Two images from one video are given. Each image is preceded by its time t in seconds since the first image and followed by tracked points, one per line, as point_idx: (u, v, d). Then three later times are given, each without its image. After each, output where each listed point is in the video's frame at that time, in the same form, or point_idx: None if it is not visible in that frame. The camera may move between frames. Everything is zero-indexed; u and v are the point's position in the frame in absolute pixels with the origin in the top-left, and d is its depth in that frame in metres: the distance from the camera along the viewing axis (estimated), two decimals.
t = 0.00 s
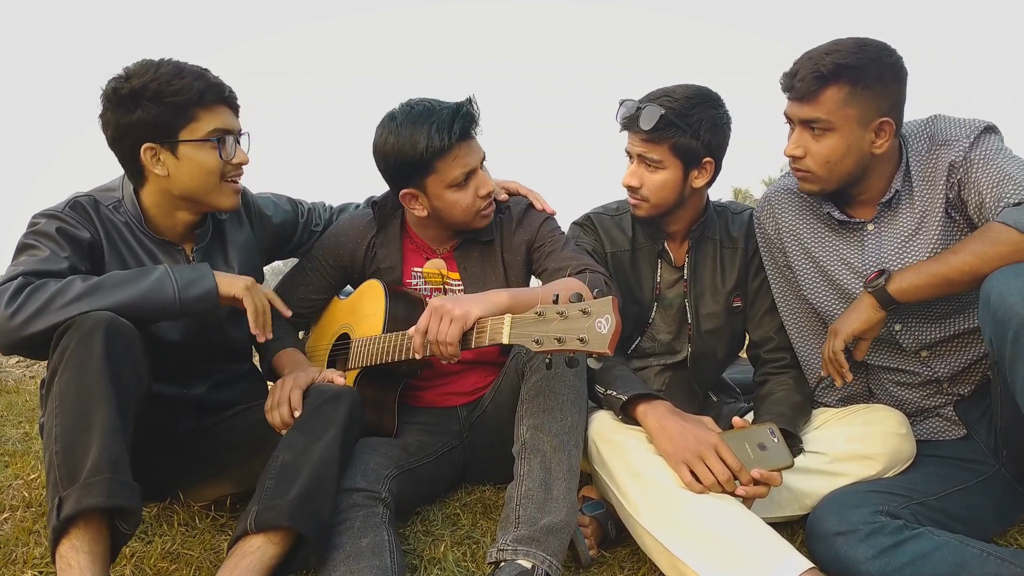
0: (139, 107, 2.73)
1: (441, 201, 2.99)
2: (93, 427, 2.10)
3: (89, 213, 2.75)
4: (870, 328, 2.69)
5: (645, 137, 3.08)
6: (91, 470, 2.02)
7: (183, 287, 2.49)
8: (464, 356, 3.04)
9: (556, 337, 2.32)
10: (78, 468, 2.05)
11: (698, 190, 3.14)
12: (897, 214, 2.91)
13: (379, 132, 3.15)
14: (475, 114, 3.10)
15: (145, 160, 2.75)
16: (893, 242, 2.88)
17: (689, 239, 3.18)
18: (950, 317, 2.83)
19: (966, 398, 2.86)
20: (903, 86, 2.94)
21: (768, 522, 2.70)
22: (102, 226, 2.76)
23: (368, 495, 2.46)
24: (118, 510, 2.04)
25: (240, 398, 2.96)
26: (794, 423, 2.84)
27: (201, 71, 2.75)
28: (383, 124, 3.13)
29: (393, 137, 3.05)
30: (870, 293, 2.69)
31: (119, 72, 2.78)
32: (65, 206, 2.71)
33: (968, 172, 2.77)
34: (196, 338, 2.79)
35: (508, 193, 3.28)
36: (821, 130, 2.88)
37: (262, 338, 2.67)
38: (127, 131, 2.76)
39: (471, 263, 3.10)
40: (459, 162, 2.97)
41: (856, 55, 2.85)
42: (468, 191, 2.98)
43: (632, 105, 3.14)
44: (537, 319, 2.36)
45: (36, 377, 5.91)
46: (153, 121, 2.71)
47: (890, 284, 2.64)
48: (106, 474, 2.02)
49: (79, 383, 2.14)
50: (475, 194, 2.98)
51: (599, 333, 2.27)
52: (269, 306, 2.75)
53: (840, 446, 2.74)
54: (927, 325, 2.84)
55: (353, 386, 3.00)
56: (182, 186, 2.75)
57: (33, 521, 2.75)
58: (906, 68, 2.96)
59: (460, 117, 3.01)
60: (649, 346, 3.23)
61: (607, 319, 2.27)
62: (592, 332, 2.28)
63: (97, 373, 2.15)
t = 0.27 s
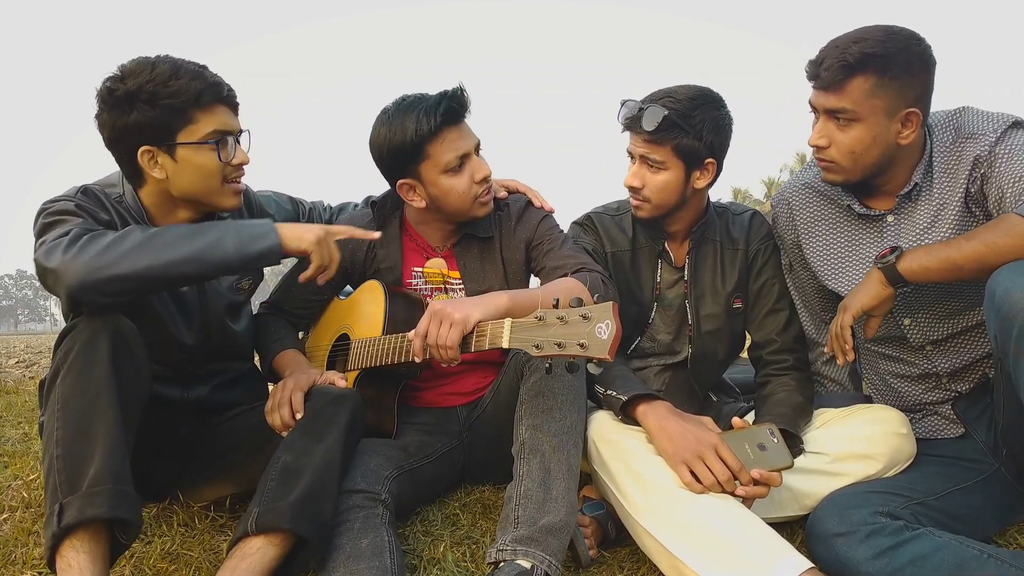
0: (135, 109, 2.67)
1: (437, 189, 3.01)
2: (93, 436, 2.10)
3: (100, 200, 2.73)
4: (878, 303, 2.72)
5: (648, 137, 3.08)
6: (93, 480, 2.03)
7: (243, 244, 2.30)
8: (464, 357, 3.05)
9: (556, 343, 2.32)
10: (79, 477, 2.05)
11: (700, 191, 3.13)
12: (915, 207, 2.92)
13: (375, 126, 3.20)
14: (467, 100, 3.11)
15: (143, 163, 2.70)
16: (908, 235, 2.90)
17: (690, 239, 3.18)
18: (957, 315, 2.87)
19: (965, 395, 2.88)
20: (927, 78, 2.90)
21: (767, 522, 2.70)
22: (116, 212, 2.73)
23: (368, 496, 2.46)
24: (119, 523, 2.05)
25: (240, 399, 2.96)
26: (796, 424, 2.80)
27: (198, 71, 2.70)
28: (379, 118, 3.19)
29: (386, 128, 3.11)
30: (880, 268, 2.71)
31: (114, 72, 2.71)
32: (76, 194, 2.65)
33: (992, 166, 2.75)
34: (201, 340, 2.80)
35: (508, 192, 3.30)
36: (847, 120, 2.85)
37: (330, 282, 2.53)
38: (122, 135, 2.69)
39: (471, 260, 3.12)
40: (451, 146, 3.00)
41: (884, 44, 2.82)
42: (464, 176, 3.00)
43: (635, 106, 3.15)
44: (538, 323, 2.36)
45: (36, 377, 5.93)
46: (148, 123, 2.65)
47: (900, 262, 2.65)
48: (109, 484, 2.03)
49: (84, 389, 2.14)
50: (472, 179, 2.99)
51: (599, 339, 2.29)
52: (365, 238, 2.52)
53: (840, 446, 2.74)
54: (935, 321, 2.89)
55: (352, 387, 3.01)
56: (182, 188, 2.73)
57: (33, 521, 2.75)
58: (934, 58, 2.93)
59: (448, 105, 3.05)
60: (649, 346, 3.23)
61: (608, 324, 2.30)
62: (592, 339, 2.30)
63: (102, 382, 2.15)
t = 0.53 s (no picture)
0: (133, 112, 2.65)
1: (438, 189, 3.03)
2: (117, 433, 2.10)
3: (112, 207, 2.66)
4: (882, 301, 2.72)
5: (647, 144, 3.05)
6: (114, 478, 2.04)
7: (307, 234, 2.37)
8: (465, 356, 3.05)
9: (555, 337, 2.31)
10: (99, 474, 2.06)
11: (701, 192, 3.13)
12: (924, 202, 2.93)
13: (376, 125, 3.20)
14: (468, 101, 3.11)
15: (147, 167, 2.69)
16: (915, 230, 2.91)
17: (692, 239, 3.17)
18: (962, 311, 2.87)
19: (967, 394, 2.88)
20: (948, 72, 2.90)
21: (768, 521, 2.69)
22: (134, 219, 2.70)
23: (368, 496, 2.46)
24: (132, 523, 2.05)
25: (240, 398, 2.97)
26: (797, 423, 2.79)
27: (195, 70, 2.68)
28: (379, 116, 3.19)
29: (387, 127, 3.11)
30: (885, 265, 2.70)
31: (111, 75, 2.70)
32: (91, 204, 2.59)
33: (1005, 164, 2.74)
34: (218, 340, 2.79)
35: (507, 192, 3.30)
36: (865, 114, 2.84)
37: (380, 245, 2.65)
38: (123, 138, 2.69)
39: (471, 259, 3.12)
40: (452, 147, 3.00)
41: (905, 38, 2.81)
42: (464, 178, 3.00)
43: (631, 112, 3.13)
44: (536, 319, 2.36)
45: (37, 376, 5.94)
46: (149, 125, 2.64)
47: (905, 260, 2.64)
48: (128, 484, 2.04)
49: (109, 386, 2.14)
50: (472, 180, 3.00)
51: (598, 332, 2.26)
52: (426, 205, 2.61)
53: (841, 446, 2.74)
54: (939, 316, 2.89)
55: (353, 386, 3.01)
56: (189, 190, 2.71)
57: (33, 520, 2.75)
58: (954, 52, 2.92)
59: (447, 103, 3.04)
60: (650, 346, 3.23)
61: (607, 318, 2.27)
62: (592, 332, 2.27)
63: (128, 380, 2.16)
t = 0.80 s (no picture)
0: (145, 121, 2.63)
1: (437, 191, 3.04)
2: (138, 436, 2.10)
3: (123, 209, 2.65)
4: (881, 299, 2.71)
5: (644, 145, 3.05)
6: (131, 482, 2.04)
7: (331, 236, 2.37)
8: (464, 356, 3.06)
9: (555, 336, 2.31)
10: (117, 476, 2.06)
11: (699, 193, 3.14)
12: (925, 202, 2.93)
13: (375, 126, 3.21)
14: (467, 103, 3.11)
15: (159, 175, 2.68)
16: (917, 231, 2.92)
17: (690, 239, 3.18)
18: (960, 310, 2.87)
19: (964, 392, 2.89)
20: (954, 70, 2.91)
21: (768, 521, 2.69)
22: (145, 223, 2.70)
23: (368, 496, 2.46)
24: (143, 528, 2.05)
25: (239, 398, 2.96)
26: (796, 424, 2.79)
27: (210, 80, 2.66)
28: (379, 118, 3.19)
29: (387, 129, 3.12)
30: (882, 265, 2.71)
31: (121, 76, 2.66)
32: (102, 207, 2.57)
33: (1006, 165, 2.75)
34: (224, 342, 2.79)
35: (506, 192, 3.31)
36: (873, 109, 2.84)
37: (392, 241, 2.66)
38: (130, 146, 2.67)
39: (470, 259, 3.12)
40: (452, 150, 3.00)
41: (914, 33, 2.82)
42: (463, 180, 3.00)
43: (630, 112, 3.13)
44: (536, 318, 2.36)
45: (34, 377, 5.93)
46: (162, 134, 2.63)
47: (903, 259, 2.65)
48: (143, 489, 2.04)
49: (136, 390, 2.13)
50: (471, 182, 3.00)
51: (598, 332, 2.26)
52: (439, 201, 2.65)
53: (840, 446, 2.74)
54: (936, 313, 2.89)
55: (352, 386, 3.01)
56: (201, 198, 2.72)
57: (32, 521, 2.75)
58: (961, 51, 2.94)
59: (450, 108, 3.04)
60: (649, 346, 3.23)
61: (606, 317, 2.27)
62: (592, 332, 2.28)
63: (154, 385, 2.15)
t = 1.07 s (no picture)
0: (145, 126, 2.63)
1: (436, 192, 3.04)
2: (140, 438, 2.10)
3: (123, 212, 2.65)
4: (873, 301, 2.73)
5: (643, 144, 3.06)
6: (132, 483, 2.04)
7: (332, 232, 2.38)
8: (463, 356, 3.06)
9: (555, 337, 2.31)
10: (119, 477, 2.06)
11: (697, 192, 3.14)
12: (922, 201, 2.93)
13: (375, 126, 3.21)
14: (468, 105, 3.11)
15: (160, 179, 2.68)
16: (915, 230, 2.92)
17: (689, 239, 3.18)
18: (956, 309, 2.87)
19: (962, 390, 2.90)
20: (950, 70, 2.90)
21: (767, 521, 2.69)
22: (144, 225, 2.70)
23: (366, 497, 2.45)
24: (145, 529, 2.05)
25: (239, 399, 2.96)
26: (794, 424, 2.80)
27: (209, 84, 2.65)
28: (378, 118, 3.20)
29: (387, 129, 3.11)
30: (875, 267, 2.72)
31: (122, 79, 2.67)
32: (101, 209, 2.56)
33: (1001, 164, 2.75)
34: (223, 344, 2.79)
35: (504, 192, 3.30)
36: (870, 106, 2.85)
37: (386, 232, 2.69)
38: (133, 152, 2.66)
39: (469, 260, 3.12)
40: (452, 151, 3.00)
41: (911, 32, 2.82)
42: (463, 181, 2.99)
43: (629, 111, 3.13)
44: (535, 319, 2.36)
45: (32, 377, 5.94)
46: (162, 138, 2.62)
47: (895, 260, 2.66)
48: (146, 490, 2.04)
49: (139, 391, 2.13)
50: (471, 183, 2.99)
51: (598, 333, 2.26)
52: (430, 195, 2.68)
53: (838, 445, 2.74)
54: (932, 312, 2.90)
55: (351, 386, 3.01)
56: (201, 202, 2.72)
57: (31, 522, 2.75)
58: (957, 50, 2.94)
59: (451, 110, 3.04)
60: (647, 346, 3.23)
61: (606, 318, 2.27)
62: (591, 332, 2.28)
63: (157, 386, 2.15)
